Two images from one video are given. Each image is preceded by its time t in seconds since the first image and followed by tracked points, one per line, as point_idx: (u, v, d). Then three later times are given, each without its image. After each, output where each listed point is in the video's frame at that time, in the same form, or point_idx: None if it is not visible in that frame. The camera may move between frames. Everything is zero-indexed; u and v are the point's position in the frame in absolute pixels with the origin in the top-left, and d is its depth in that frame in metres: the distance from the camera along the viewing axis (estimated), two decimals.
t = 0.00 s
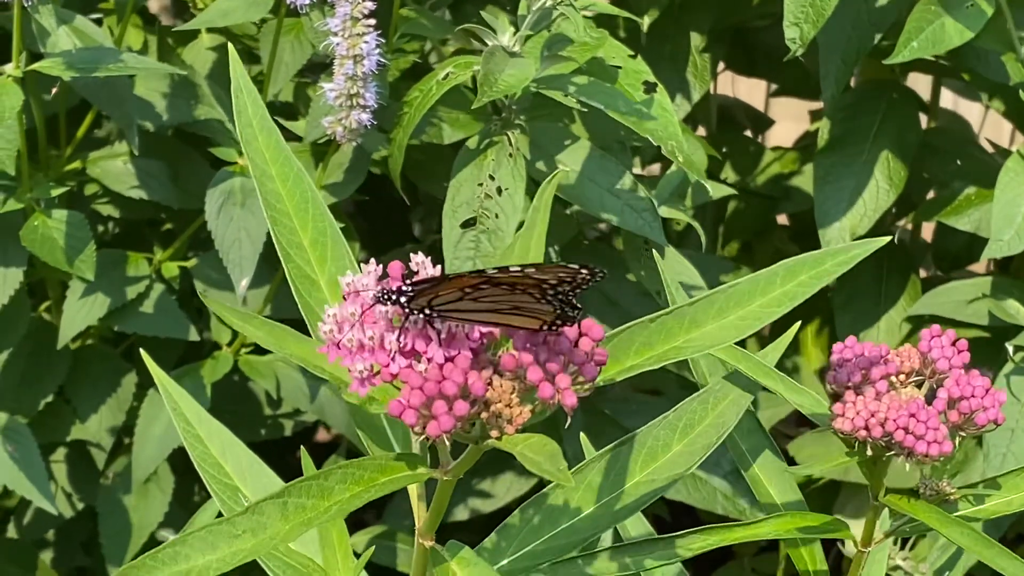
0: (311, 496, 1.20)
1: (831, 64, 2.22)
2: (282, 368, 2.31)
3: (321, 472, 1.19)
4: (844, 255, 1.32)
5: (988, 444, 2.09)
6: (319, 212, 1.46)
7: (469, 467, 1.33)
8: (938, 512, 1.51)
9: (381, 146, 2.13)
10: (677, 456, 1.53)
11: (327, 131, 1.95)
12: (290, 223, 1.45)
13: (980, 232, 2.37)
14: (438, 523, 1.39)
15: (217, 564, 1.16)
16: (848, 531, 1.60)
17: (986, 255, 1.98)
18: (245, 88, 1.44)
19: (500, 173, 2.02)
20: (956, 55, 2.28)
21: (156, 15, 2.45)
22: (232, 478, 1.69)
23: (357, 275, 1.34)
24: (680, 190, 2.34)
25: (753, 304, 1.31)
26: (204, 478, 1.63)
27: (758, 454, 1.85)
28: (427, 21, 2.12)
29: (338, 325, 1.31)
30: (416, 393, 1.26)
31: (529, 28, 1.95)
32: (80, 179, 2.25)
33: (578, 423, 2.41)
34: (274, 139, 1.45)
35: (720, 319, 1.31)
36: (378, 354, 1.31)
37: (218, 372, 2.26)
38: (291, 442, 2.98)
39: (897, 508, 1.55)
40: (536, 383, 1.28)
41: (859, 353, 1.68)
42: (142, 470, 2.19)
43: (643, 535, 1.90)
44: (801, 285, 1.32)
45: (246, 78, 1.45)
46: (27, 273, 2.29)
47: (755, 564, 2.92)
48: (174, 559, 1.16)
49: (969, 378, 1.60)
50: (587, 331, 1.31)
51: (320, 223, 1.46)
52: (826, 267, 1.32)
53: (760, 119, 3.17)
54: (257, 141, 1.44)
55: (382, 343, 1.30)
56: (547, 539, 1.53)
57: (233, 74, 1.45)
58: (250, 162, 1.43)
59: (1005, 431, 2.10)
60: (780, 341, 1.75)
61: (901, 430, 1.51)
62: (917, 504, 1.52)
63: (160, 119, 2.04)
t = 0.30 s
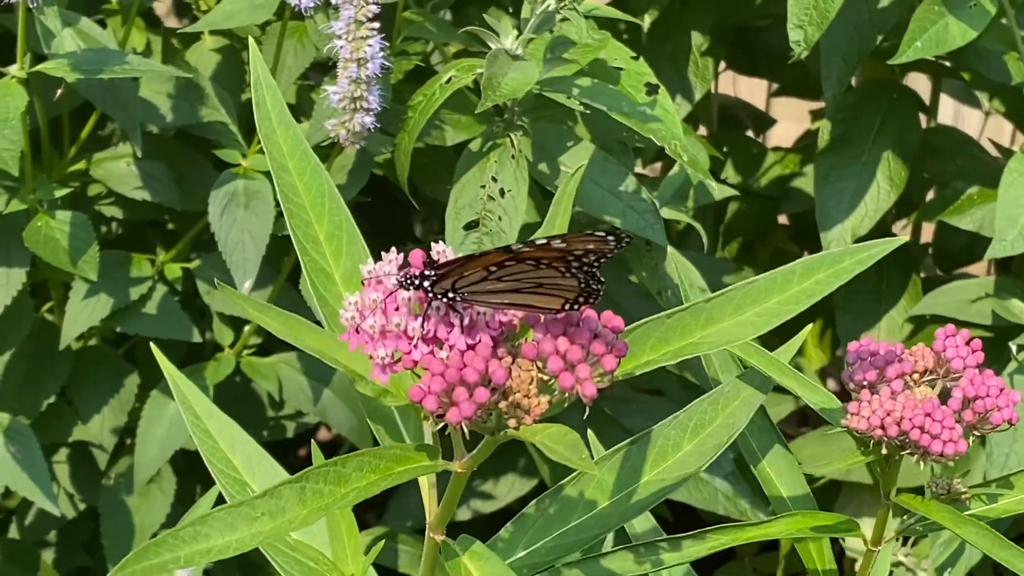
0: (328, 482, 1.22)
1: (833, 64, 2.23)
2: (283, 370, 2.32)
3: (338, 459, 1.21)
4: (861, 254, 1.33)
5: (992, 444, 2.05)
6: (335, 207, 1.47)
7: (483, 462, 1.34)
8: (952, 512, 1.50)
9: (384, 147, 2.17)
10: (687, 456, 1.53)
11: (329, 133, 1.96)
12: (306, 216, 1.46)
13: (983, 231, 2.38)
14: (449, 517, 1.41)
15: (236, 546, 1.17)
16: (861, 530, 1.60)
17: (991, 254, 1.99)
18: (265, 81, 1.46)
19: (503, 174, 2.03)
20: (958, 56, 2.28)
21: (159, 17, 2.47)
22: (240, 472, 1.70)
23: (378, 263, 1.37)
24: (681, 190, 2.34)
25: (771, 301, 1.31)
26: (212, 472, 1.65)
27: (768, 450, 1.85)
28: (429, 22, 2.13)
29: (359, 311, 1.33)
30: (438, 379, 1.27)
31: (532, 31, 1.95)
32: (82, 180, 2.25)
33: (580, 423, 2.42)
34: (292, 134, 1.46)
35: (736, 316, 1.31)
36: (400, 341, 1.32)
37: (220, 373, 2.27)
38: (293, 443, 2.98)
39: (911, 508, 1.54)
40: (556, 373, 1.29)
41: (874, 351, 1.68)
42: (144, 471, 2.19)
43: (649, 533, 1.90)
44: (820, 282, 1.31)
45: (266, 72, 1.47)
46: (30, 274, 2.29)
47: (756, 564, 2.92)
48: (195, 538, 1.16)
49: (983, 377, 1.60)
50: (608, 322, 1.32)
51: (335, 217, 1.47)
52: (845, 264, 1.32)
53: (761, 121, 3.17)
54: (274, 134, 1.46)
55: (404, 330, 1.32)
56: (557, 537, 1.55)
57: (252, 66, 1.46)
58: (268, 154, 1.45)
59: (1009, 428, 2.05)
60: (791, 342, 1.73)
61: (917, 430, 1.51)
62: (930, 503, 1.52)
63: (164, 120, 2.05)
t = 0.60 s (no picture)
0: (336, 494, 1.22)
1: (835, 64, 2.24)
2: (288, 370, 2.33)
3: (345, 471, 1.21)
4: (870, 264, 1.33)
5: (995, 445, 2.05)
6: (340, 212, 1.48)
7: (490, 471, 1.35)
8: (960, 516, 1.51)
9: (389, 147, 2.18)
10: (695, 460, 1.55)
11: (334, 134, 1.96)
12: (311, 222, 1.47)
13: (986, 231, 2.39)
14: (456, 525, 1.42)
15: (245, 559, 1.17)
16: (868, 533, 1.62)
17: (995, 254, 2.00)
18: (270, 86, 1.45)
19: (506, 173, 2.03)
20: (961, 55, 2.29)
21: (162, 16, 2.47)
22: (246, 476, 1.71)
23: (387, 275, 1.36)
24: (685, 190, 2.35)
25: (779, 312, 1.32)
26: (219, 476, 1.65)
27: (776, 452, 1.86)
28: (433, 22, 2.13)
29: (368, 324, 1.33)
30: (447, 392, 1.28)
31: (537, 30, 1.96)
32: (87, 180, 2.25)
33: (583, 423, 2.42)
34: (298, 139, 1.46)
35: (745, 325, 1.32)
36: (409, 354, 1.33)
37: (224, 373, 2.27)
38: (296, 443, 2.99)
39: (919, 511, 1.56)
40: (566, 385, 1.29)
41: (883, 356, 1.70)
42: (149, 470, 2.19)
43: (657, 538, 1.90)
44: (828, 294, 1.33)
45: (271, 77, 1.46)
46: (35, 273, 2.30)
47: (758, 563, 2.93)
48: (204, 553, 1.16)
49: (992, 382, 1.59)
50: (617, 335, 1.34)
51: (341, 222, 1.48)
52: (852, 276, 1.33)
53: (762, 119, 3.18)
54: (280, 140, 1.46)
55: (414, 342, 1.33)
56: (562, 542, 1.55)
57: (257, 73, 1.46)
58: (273, 160, 1.44)
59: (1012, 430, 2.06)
60: (797, 346, 1.71)
61: (926, 434, 1.52)
62: (938, 508, 1.54)
63: (171, 120, 2.05)
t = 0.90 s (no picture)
0: (336, 475, 1.23)
1: (842, 61, 2.24)
2: (290, 369, 2.32)
3: (345, 453, 1.22)
4: (865, 242, 1.33)
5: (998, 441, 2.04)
6: (339, 204, 1.49)
7: (489, 454, 1.35)
8: (958, 507, 1.51)
9: (392, 145, 2.16)
10: (692, 450, 1.55)
11: (337, 130, 1.96)
12: (311, 214, 1.48)
13: (990, 228, 2.39)
14: (456, 512, 1.44)
15: (246, 539, 1.17)
16: (866, 526, 1.61)
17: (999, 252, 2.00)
18: (269, 79, 1.47)
19: (508, 170, 2.03)
20: (966, 52, 2.33)
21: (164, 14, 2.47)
22: (246, 468, 1.71)
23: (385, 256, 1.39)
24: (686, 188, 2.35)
25: (773, 292, 1.32)
26: (218, 468, 1.65)
27: (772, 445, 1.85)
28: (435, 21, 2.14)
29: (367, 304, 1.34)
30: (446, 369, 1.28)
31: (540, 26, 1.96)
32: (90, 178, 2.25)
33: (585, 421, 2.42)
34: (297, 132, 1.48)
35: (740, 306, 1.32)
36: (408, 333, 1.34)
37: (226, 371, 2.27)
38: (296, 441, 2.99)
39: (917, 503, 1.55)
40: (563, 363, 1.29)
41: (881, 347, 1.71)
42: (151, 468, 2.19)
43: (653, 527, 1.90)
44: (822, 272, 1.33)
45: (270, 71, 1.48)
46: (38, 271, 2.30)
47: (759, 561, 2.93)
48: (205, 531, 1.17)
49: (990, 373, 1.58)
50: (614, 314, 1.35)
51: (340, 214, 1.49)
52: (847, 254, 1.33)
53: (763, 118, 3.18)
54: (279, 132, 1.47)
55: (412, 321, 1.34)
56: (560, 533, 1.55)
57: (258, 66, 1.48)
58: (273, 152, 1.46)
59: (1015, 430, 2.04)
60: (794, 339, 1.73)
61: (923, 425, 1.52)
62: (937, 499, 1.53)
63: (174, 119, 2.05)
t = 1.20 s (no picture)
0: (351, 483, 1.23)
1: (842, 57, 2.24)
2: (291, 369, 2.32)
3: (360, 460, 1.22)
4: (880, 254, 1.34)
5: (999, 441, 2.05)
6: (352, 206, 1.50)
7: (502, 461, 1.35)
8: (973, 511, 1.49)
9: (392, 145, 2.15)
10: (702, 456, 1.55)
11: (338, 130, 1.96)
12: (324, 215, 1.49)
13: (990, 226, 2.39)
14: (466, 517, 1.44)
15: (262, 546, 1.18)
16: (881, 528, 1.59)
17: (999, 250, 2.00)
18: (283, 80, 1.47)
19: (509, 171, 2.04)
20: (966, 49, 2.34)
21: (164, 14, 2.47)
22: (254, 469, 1.71)
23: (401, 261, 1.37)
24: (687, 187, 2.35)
25: (790, 301, 1.33)
26: (225, 470, 1.66)
27: (784, 446, 1.84)
28: (435, 21, 2.13)
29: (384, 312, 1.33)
30: (463, 378, 1.28)
31: (540, 26, 1.93)
32: (90, 178, 2.25)
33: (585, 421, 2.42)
34: (310, 133, 1.48)
35: (756, 316, 1.32)
36: (425, 341, 1.32)
37: (227, 371, 2.27)
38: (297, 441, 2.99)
39: (931, 505, 1.54)
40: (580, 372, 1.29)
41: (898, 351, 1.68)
42: (151, 468, 2.19)
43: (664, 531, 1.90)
44: (839, 283, 1.33)
45: (285, 71, 1.48)
46: (38, 271, 2.30)
47: (760, 561, 2.93)
48: (221, 539, 1.17)
49: (1008, 378, 1.58)
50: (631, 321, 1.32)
51: (352, 216, 1.50)
52: (863, 265, 1.34)
53: (764, 117, 3.18)
54: (292, 132, 1.47)
55: (430, 329, 1.32)
56: (570, 535, 1.56)
57: (272, 67, 1.48)
58: (286, 154, 1.46)
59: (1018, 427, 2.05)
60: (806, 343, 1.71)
61: (941, 429, 1.51)
62: (952, 502, 1.52)
63: (174, 119, 2.06)
